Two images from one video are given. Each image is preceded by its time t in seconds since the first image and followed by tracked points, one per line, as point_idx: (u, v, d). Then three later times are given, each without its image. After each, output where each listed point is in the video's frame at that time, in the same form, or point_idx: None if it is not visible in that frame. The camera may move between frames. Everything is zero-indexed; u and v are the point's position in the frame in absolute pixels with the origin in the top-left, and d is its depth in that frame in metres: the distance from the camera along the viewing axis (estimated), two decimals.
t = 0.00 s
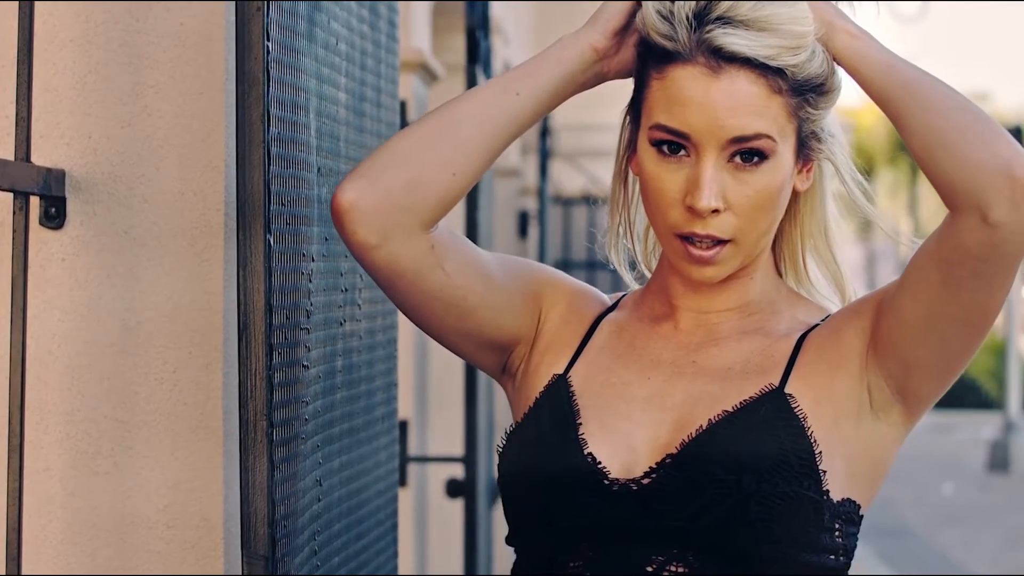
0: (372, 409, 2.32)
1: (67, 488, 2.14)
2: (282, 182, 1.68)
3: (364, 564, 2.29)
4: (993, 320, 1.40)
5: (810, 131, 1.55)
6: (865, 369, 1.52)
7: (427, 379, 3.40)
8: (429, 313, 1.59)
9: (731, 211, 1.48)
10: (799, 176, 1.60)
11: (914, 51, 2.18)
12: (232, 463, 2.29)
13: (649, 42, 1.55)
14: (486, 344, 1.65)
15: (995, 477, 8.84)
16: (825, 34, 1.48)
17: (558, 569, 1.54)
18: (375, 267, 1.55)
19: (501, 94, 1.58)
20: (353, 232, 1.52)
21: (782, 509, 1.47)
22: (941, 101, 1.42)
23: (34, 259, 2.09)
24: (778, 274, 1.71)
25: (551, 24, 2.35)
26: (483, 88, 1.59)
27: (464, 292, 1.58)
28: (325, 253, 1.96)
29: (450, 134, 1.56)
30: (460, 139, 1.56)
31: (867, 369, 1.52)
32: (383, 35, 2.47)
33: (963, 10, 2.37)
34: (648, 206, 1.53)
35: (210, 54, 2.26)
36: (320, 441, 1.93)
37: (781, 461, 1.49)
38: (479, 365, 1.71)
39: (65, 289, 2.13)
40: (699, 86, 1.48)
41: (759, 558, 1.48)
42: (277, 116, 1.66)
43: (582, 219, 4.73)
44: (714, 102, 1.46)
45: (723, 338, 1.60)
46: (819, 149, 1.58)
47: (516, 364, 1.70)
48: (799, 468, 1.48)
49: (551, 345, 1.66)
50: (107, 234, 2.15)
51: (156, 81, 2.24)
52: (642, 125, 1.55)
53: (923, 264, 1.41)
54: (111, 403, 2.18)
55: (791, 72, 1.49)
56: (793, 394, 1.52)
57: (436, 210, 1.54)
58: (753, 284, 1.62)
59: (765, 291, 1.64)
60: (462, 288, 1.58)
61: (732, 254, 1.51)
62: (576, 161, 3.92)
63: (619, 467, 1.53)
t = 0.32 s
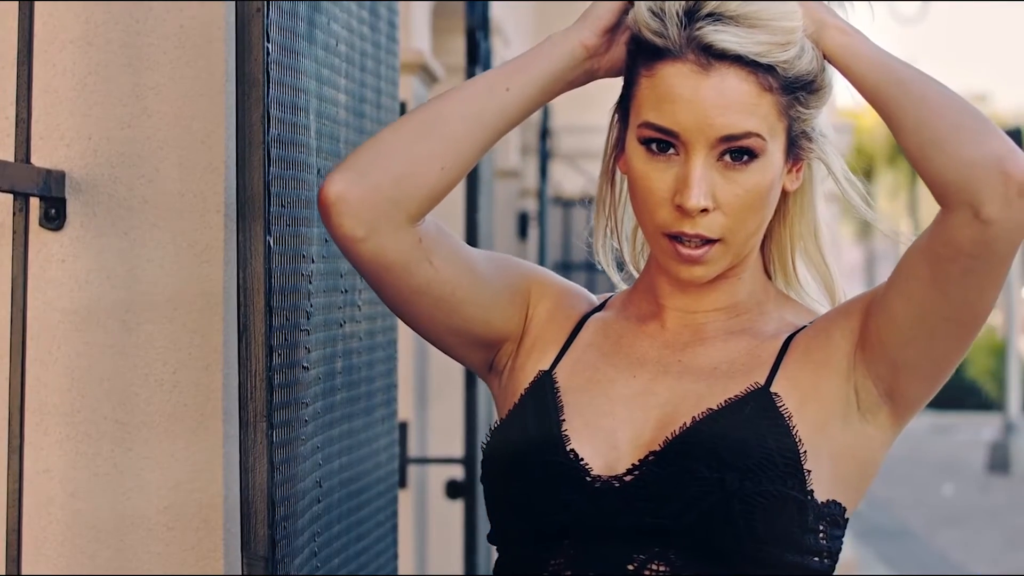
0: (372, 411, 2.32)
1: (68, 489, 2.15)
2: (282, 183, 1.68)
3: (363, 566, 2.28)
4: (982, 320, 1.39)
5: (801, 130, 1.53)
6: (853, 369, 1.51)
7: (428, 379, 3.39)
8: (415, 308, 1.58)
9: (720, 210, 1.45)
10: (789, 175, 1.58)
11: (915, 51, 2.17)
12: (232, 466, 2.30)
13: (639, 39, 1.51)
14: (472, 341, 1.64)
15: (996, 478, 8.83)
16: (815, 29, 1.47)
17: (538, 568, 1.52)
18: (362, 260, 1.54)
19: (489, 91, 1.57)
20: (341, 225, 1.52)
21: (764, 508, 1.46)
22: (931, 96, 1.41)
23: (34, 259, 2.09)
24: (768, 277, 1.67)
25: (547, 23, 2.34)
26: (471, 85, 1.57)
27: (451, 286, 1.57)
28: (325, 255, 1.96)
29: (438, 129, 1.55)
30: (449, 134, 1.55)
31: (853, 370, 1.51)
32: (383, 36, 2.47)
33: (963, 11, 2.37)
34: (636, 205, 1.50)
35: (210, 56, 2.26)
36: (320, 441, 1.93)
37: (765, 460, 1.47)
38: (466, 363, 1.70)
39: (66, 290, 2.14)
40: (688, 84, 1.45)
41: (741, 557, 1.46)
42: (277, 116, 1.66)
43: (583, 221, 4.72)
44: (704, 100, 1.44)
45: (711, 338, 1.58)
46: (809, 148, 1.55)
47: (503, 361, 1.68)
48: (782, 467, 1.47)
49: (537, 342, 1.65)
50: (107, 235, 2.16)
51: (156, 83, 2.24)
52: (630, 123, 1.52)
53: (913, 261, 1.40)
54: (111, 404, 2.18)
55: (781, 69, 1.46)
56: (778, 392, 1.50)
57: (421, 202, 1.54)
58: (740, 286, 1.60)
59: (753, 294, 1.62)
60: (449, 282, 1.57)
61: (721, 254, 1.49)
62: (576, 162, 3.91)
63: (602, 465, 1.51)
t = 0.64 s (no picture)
0: (372, 412, 2.32)
1: (68, 491, 2.16)
2: (282, 185, 1.68)
3: (364, 566, 2.29)
4: (975, 321, 1.37)
5: (790, 130, 1.52)
6: (840, 371, 1.50)
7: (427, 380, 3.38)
8: (401, 304, 1.56)
9: (708, 210, 1.45)
10: (778, 175, 1.57)
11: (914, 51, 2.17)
12: (232, 465, 2.29)
13: (627, 38, 1.51)
14: (458, 339, 1.63)
15: (995, 479, 8.83)
16: (804, 27, 1.48)
17: (518, 567, 1.51)
18: (348, 255, 1.53)
19: (478, 89, 1.57)
20: (328, 219, 1.51)
21: (746, 509, 1.45)
22: (924, 94, 1.41)
23: (34, 260, 2.12)
24: (756, 279, 1.67)
25: (546, 22, 2.34)
26: (459, 83, 1.58)
27: (437, 283, 1.56)
28: (325, 257, 1.96)
29: (430, 124, 1.55)
30: (435, 133, 1.55)
31: (840, 373, 1.50)
32: (384, 37, 2.48)
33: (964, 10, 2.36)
34: (623, 205, 1.50)
35: (210, 57, 2.26)
36: (320, 441, 1.93)
37: (748, 461, 1.46)
38: (451, 362, 1.69)
39: (64, 291, 2.14)
40: (675, 83, 1.44)
41: (723, 558, 1.45)
42: (277, 117, 1.66)
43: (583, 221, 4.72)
44: (691, 99, 1.43)
45: (697, 338, 1.58)
46: (798, 148, 1.55)
47: (487, 362, 1.68)
48: (766, 468, 1.46)
49: (522, 341, 1.64)
50: (107, 236, 2.16)
51: (156, 83, 2.24)
52: (618, 122, 1.52)
53: (904, 260, 1.39)
54: (111, 404, 2.19)
55: (770, 66, 1.46)
56: (764, 394, 1.50)
57: (409, 198, 1.53)
58: (728, 286, 1.61)
59: (740, 291, 1.62)
60: (435, 279, 1.56)
61: (709, 254, 1.49)
62: (575, 163, 3.91)
63: (585, 463, 1.50)
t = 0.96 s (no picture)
0: (372, 414, 2.32)
1: (67, 493, 2.17)
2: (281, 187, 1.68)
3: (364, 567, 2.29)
4: (966, 323, 1.36)
5: (776, 130, 1.52)
6: (826, 375, 1.48)
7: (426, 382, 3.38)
8: (382, 302, 1.55)
9: (693, 211, 1.44)
10: (763, 176, 1.57)
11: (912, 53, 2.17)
12: (231, 467, 2.30)
13: (612, 37, 1.51)
14: (441, 341, 1.62)
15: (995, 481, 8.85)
16: (789, 27, 1.48)
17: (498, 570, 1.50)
18: (328, 252, 1.51)
19: (462, 89, 1.56)
20: (309, 215, 1.49)
21: (727, 513, 1.43)
22: (917, 92, 1.40)
23: (34, 262, 2.11)
24: (741, 283, 1.67)
25: (546, 20, 2.32)
26: (442, 83, 1.57)
27: (419, 283, 1.55)
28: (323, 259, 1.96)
29: (414, 122, 1.54)
30: (419, 132, 1.53)
31: (827, 377, 1.49)
32: (383, 40, 2.47)
33: (963, 11, 2.37)
34: (608, 205, 1.50)
35: (210, 58, 2.27)
36: (320, 443, 1.93)
37: (730, 464, 1.45)
38: (433, 364, 1.68)
39: (64, 293, 2.14)
40: (660, 82, 1.44)
41: (705, 563, 1.43)
42: (277, 120, 1.66)
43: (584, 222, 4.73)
44: (677, 98, 1.43)
45: (682, 342, 1.58)
46: (784, 149, 1.54)
47: (470, 366, 1.67)
48: (748, 471, 1.44)
49: (506, 342, 1.63)
50: (107, 238, 2.16)
51: (156, 85, 2.24)
52: (602, 123, 1.52)
53: (895, 261, 1.37)
54: (111, 406, 2.19)
55: (755, 64, 1.46)
56: (747, 398, 1.48)
57: (392, 196, 1.52)
58: (715, 290, 1.60)
59: (725, 294, 1.61)
60: (417, 278, 1.54)
61: (694, 255, 1.48)
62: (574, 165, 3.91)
63: (566, 466, 1.49)
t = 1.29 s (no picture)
0: (371, 418, 2.32)
1: (66, 496, 2.16)
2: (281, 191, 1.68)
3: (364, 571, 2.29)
4: (961, 323, 1.35)
5: (763, 130, 1.53)
6: (814, 377, 1.49)
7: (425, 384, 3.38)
8: (365, 307, 1.54)
9: (681, 210, 1.44)
10: (751, 177, 1.57)
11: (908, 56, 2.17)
12: (231, 468, 2.29)
13: (599, 36, 1.52)
14: (425, 345, 1.62)
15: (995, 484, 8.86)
16: (777, 26, 1.49)
17: None
18: (312, 257, 1.50)
19: (448, 91, 1.55)
20: (291, 217, 1.47)
21: (717, 518, 1.43)
22: (910, 91, 1.40)
23: (35, 265, 2.10)
24: (729, 285, 1.67)
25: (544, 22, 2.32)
26: (430, 85, 1.57)
27: (403, 287, 1.54)
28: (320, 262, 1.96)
29: (400, 122, 1.53)
30: (406, 132, 1.53)
31: (817, 379, 1.49)
32: (383, 42, 2.48)
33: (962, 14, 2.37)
34: (594, 207, 1.49)
35: (210, 61, 2.27)
36: (320, 446, 1.93)
37: (720, 469, 1.44)
38: (419, 369, 1.67)
39: (64, 296, 2.13)
40: (647, 80, 1.44)
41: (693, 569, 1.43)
42: (277, 123, 1.66)
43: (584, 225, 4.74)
44: (663, 96, 1.43)
45: (669, 345, 1.58)
46: (771, 149, 1.55)
47: (456, 370, 1.67)
48: (737, 476, 1.44)
49: (491, 345, 1.63)
50: (107, 240, 2.16)
51: (156, 88, 2.24)
52: (589, 124, 1.51)
53: (890, 263, 1.37)
54: (110, 409, 2.19)
55: (743, 62, 1.46)
56: (736, 402, 1.48)
57: (375, 199, 1.51)
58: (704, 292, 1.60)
59: (713, 297, 1.62)
60: (401, 282, 1.54)
61: (681, 254, 1.47)
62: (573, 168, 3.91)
63: (553, 471, 1.48)
